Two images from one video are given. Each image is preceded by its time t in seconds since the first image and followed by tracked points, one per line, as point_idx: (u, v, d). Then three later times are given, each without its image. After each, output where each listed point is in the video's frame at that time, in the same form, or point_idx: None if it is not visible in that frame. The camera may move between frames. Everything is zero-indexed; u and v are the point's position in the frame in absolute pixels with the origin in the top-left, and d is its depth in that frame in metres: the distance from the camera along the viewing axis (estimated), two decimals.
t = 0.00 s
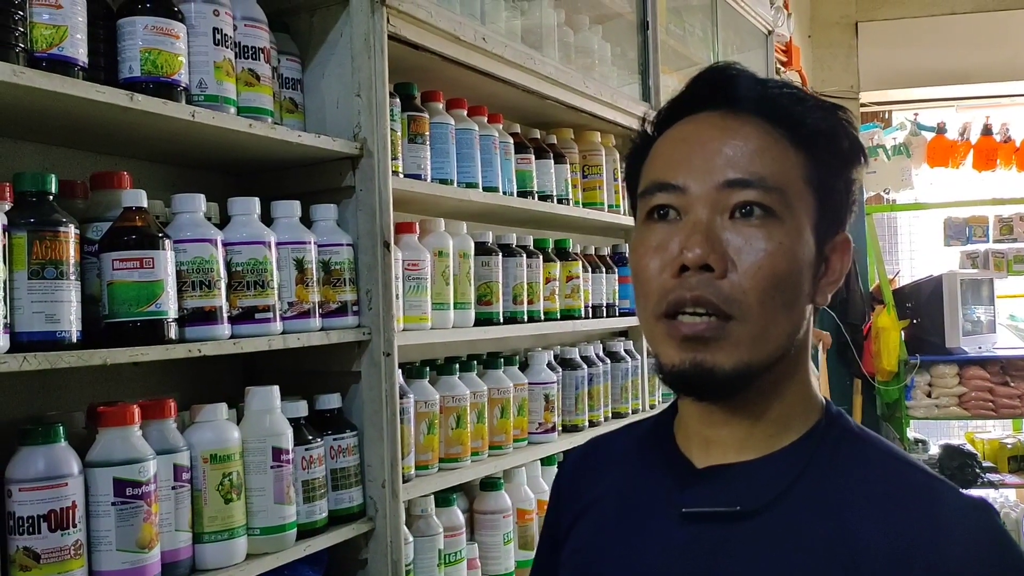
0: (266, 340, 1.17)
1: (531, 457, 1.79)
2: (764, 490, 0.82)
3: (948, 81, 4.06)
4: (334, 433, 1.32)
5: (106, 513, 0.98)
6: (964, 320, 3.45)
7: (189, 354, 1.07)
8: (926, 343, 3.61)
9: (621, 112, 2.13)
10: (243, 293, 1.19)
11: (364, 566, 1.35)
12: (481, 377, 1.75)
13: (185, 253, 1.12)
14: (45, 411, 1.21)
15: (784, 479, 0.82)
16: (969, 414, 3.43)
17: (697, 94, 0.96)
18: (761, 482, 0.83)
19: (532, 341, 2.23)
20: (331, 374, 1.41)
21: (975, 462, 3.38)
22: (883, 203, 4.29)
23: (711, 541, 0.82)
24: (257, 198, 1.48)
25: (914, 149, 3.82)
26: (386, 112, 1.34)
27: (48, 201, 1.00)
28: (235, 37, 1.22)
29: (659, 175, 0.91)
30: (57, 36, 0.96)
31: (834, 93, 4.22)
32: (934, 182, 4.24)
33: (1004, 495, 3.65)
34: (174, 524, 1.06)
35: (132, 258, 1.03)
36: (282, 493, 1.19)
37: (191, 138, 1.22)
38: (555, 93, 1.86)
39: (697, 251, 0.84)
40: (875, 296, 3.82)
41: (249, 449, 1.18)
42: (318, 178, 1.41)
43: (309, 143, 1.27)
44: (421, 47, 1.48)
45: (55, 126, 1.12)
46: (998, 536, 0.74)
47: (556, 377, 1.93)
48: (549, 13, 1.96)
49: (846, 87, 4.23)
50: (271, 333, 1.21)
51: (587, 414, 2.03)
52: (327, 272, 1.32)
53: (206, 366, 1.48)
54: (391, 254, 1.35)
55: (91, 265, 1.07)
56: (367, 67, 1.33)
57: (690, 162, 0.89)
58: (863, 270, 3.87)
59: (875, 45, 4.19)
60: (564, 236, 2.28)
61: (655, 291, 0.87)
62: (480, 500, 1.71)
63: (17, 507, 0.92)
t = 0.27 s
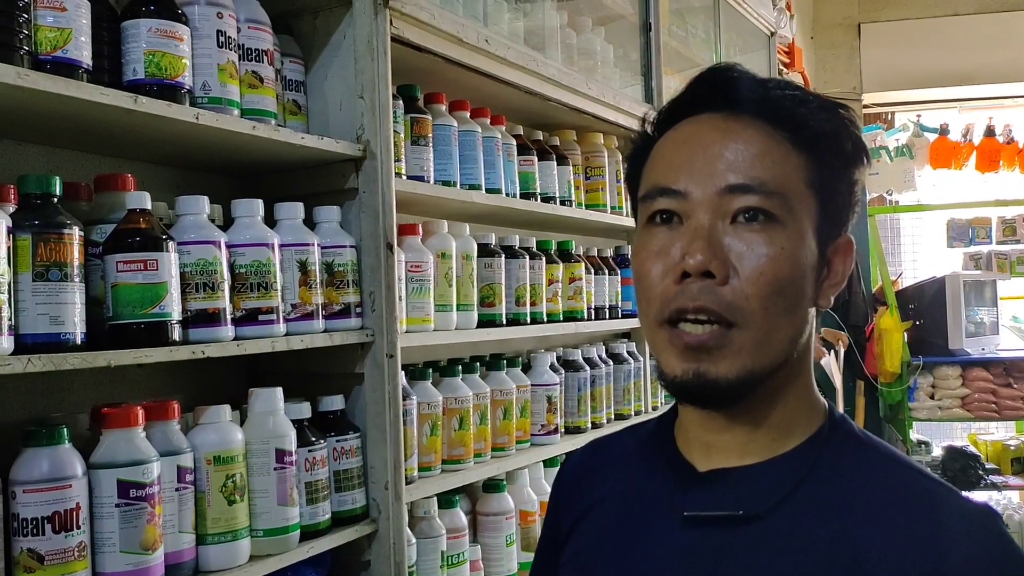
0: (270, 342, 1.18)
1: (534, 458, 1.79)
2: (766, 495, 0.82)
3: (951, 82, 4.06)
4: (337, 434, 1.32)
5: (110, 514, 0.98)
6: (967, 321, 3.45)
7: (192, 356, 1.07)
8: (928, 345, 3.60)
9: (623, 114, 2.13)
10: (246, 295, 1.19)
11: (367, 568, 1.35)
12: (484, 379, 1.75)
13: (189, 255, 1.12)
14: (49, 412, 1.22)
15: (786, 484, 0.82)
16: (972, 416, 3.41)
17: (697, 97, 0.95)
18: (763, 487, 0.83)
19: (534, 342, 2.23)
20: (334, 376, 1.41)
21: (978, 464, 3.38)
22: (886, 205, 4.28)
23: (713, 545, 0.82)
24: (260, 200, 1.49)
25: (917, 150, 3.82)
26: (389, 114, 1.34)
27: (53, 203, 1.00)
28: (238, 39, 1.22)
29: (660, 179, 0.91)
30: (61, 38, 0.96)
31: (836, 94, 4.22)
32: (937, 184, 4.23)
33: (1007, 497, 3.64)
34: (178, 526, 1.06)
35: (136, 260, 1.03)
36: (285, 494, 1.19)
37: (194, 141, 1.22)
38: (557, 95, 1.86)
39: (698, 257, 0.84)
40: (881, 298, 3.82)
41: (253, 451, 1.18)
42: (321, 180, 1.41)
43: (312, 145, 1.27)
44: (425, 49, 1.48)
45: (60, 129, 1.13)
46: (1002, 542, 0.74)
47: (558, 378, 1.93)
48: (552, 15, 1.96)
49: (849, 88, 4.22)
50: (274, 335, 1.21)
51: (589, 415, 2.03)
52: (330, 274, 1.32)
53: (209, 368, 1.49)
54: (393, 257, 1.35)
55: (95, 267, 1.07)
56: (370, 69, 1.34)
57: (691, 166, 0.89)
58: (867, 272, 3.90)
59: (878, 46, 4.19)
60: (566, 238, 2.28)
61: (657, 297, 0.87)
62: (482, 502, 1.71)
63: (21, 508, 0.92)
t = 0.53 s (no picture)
0: (271, 343, 1.18)
1: (535, 459, 1.79)
2: (764, 498, 0.82)
3: (953, 83, 4.06)
4: (338, 436, 1.32)
5: (112, 516, 0.98)
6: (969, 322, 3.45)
7: (194, 358, 1.07)
8: (930, 346, 3.60)
9: (624, 115, 2.13)
10: (248, 296, 1.19)
11: (368, 569, 1.36)
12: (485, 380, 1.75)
13: (191, 257, 1.12)
14: (51, 414, 1.22)
15: (784, 487, 0.82)
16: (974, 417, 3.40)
17: (695, 96, 0.95)
18: (761, 490, 0.83)
19: (536, 344, 2.23)
20: (336, 378, 1.41)
21: (981, 465, 3.37)
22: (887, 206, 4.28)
23: (711, 548, 0.81)
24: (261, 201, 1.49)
25: (919, 151, 3.81)
26: (390, 115, 1.35)
27: (54, 205, 1.00)
28: (240, 41, 1.22)
29: (658, 180, 0.91)
30: (63, 40, 0.97)
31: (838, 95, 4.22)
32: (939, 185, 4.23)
33: (1009, 499, 3.64)
34: (179, 527, 1.06)
35: (138, 262, 1.03)
36: (287, 496, 1.19)
37: (195, 142, 1.23)
38: (558, 96, 1.86)
39: (695, 259, 0.84)
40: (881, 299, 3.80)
41: (254, 452, 1.18)
42: (322, 182, 1.41)
43: (314, 147, 1.27)
44: (426, 51, 1.48)
45: (62, 131, 1.13)
46: (1002, 545, 0.73)
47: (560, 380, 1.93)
48: (553, 16, 1.97)
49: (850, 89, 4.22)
50: (275, 336, 1.21)
51: (591, 417, 2.03)
52: (331, 275, 1.32)
53: (210, 369, 1.49)
54: (395, 258, 1.35)
55: (97, 268, 1.07)
56: (371, 70, 1.34)
57: (688, 167, 0.89)
58: (868, 272, 3.85)
59: (879, 47, 4.18)
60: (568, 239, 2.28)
61: (654, 299, 0.87)
62: (484, 503, 1.71)
63: (23, 510, 0.92)
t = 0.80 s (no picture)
0: (271, 345, 1.18)
1: (536, 460, 1.79)
2: (762, 500, 0.82)
3: (954, 83, 4.05)
4: (339, 437, 1.32)
5: (112, 517, 0.98)
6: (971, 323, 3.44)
7: (195, 359, 1.07)
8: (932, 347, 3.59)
9: (625, 116, 2.13)
10: (248, 298, 1.19)
11: (369, 570, 1.36)
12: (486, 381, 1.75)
13: (191, 259, 1.12)
14: (51, 415, 1.22)
15: (782, 489, 0.82)
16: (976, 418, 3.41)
17: (690, 97, 0.95)
18: (759, 492, 0.83)
19: (537, 345, 2.23)
20: (336, 379, 1.42)
21: (983, 466, 3.37)
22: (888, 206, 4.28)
23: (709, 550, 0.81)
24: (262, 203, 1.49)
25: (920, 152, 3.81)
26: (390, 117, 1.35)
27: (55, 207, 1.01)
28: (240, 43, 1.22)
29: (654, 182, 0.91)
30: (63, 42, 0.97)
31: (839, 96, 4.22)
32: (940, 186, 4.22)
33: (1011, 500, 3.63)
34: (180, 528, 1.06)
35: (138, 263, 1.03)
36: (287, 497, 1.19)
37: (195, 144, 1.23)
38: (558, 97, 1.86)
39: (693, 263, 0.84)
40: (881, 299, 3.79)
41: (255, 453, 1.18)
42: (323, 183, 1.41)
43: (314, 148, 1.27)
44: (426, 52, 1.49)
45: (62, 132, 1.13)
46: (1000, 546, 0.73)
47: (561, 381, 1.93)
48: (553, 17, 1.97)
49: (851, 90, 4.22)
50: (276, 338, 1.21)
51: (592, 418, 2.03)
52: (332, 276, 1.32)
53: (211, 370, 1.49)
54: (395, 259, 1.35)
55: (97, 270, 1.08)
56: (371, 72, 1.34)
57: (683, 169, 0.89)
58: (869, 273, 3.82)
59: (880, 48, 4.18)
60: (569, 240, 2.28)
61: (651, 302, 0.87)
62: (485, 504, 1.71)
63: (24, 511, 0.92)
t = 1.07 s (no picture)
0: (274, 346, 1.18)
1: (538, 462, 1.79)
2: (775, 497, 0.76)
3: (957, 84, 4.05)
4: (340, 438, 1.32)
5: (114, 518, 0.98)
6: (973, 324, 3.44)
7: (196, 360, 1.07)
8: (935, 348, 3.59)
9: (627, 118, 2.13)
10: (251, 299, 1.19)
11: (372, 571, 1.36)
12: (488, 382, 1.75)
13: (193, 260, 1.12)
14: (54, 416, 1.22)
15: (795, 484, 0.76)
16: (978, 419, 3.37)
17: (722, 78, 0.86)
18: (771, 489, 0.77)
19: (539, 346, 2.23)
20: (338, 380, 1.41)
21: (985, 467, 3.36)
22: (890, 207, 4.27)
23: (718, 551, 0.75)
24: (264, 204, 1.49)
25: (922, 153, 3.80)
26: (392, 117, 1.35)
27: (58, 208, 1.01)
28: (243, 45, 1.23)
29: (686, 172, 0.83)
30: (66, 44, 0.97)
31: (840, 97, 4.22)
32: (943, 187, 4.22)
33: (1014, 501, 3.62)
34: (182, 529, 1.06)
35: (140, 264, 1.03)
36: (290, 498, 1.19)
37: (197, 145, 1.23)
38: (560, 98, 1.86)
39: (738, 258, 0.76)
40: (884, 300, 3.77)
41: (257, 455, 1.18)
42: (325, 184, 1.41)
43: (316, 150, 1.27)
44: (428, 53, 1.49)
45: (65, 134, 1.13)
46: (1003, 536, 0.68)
47: (563, 382, 1.93)
48: (555, 18, 1.97)
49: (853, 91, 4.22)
50: (278, 339, 1.21)
51: (594, 419, 2.03)
52: (333, 278, 1.32)
53: (213, 372, 1.49)
54: (396, 260, 1.35)
55: (99, 271, 1.08)
56: (373, 73, 1.34)
57: (722, 157, 0.80)
58: (871, 273, 3.80)
59: (882, 49, 4.18)
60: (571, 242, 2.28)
61: (686, 299, 0.80)
62: (487, 506, 1.71)
63: (26, 512, 0.92)
